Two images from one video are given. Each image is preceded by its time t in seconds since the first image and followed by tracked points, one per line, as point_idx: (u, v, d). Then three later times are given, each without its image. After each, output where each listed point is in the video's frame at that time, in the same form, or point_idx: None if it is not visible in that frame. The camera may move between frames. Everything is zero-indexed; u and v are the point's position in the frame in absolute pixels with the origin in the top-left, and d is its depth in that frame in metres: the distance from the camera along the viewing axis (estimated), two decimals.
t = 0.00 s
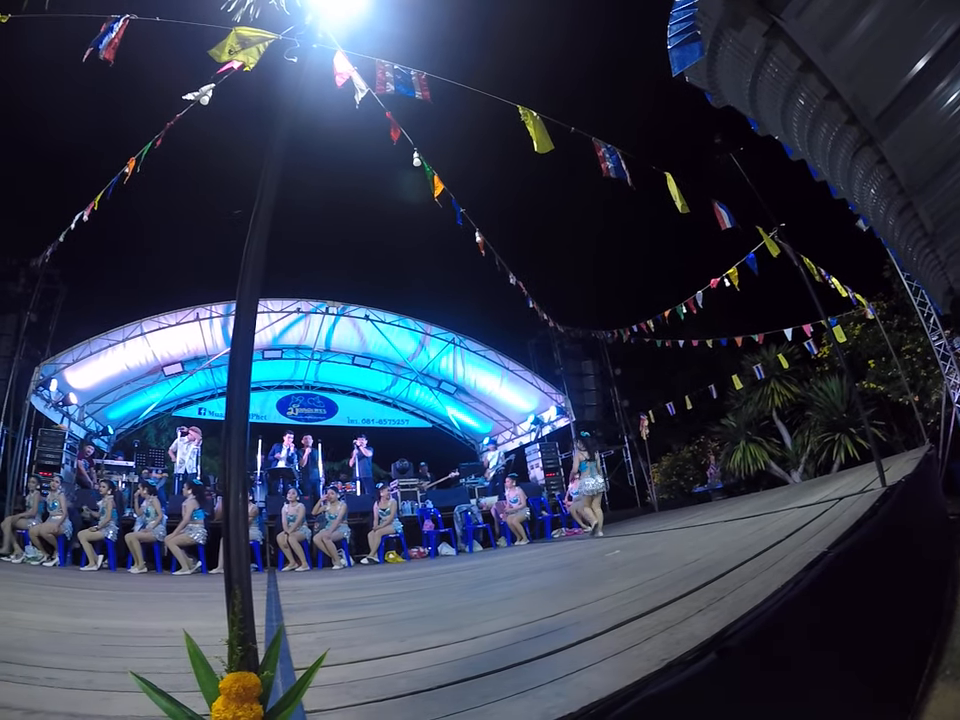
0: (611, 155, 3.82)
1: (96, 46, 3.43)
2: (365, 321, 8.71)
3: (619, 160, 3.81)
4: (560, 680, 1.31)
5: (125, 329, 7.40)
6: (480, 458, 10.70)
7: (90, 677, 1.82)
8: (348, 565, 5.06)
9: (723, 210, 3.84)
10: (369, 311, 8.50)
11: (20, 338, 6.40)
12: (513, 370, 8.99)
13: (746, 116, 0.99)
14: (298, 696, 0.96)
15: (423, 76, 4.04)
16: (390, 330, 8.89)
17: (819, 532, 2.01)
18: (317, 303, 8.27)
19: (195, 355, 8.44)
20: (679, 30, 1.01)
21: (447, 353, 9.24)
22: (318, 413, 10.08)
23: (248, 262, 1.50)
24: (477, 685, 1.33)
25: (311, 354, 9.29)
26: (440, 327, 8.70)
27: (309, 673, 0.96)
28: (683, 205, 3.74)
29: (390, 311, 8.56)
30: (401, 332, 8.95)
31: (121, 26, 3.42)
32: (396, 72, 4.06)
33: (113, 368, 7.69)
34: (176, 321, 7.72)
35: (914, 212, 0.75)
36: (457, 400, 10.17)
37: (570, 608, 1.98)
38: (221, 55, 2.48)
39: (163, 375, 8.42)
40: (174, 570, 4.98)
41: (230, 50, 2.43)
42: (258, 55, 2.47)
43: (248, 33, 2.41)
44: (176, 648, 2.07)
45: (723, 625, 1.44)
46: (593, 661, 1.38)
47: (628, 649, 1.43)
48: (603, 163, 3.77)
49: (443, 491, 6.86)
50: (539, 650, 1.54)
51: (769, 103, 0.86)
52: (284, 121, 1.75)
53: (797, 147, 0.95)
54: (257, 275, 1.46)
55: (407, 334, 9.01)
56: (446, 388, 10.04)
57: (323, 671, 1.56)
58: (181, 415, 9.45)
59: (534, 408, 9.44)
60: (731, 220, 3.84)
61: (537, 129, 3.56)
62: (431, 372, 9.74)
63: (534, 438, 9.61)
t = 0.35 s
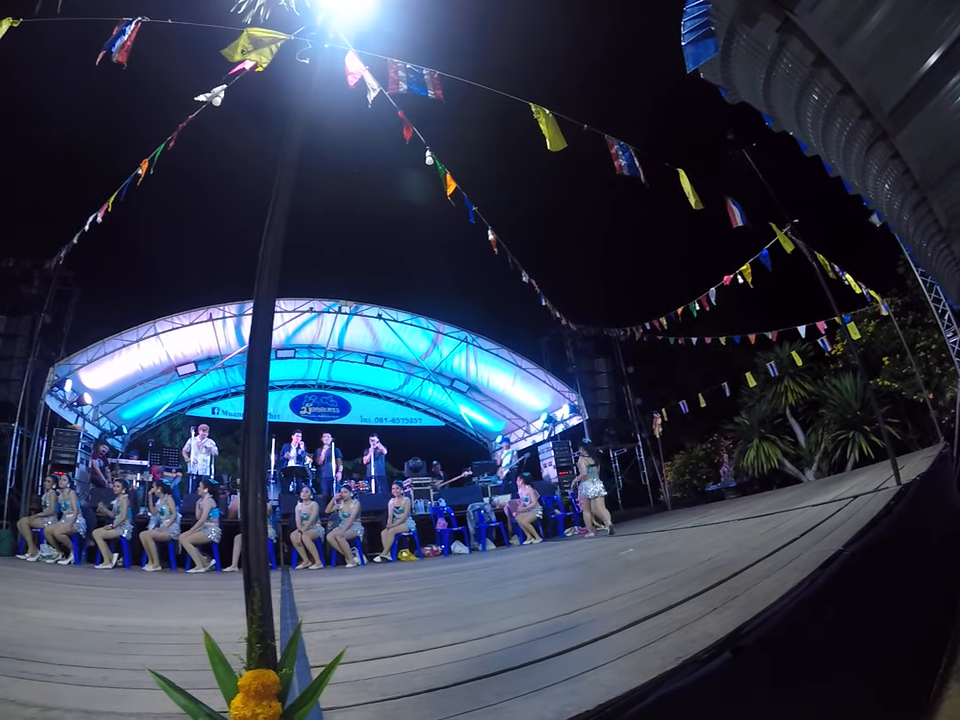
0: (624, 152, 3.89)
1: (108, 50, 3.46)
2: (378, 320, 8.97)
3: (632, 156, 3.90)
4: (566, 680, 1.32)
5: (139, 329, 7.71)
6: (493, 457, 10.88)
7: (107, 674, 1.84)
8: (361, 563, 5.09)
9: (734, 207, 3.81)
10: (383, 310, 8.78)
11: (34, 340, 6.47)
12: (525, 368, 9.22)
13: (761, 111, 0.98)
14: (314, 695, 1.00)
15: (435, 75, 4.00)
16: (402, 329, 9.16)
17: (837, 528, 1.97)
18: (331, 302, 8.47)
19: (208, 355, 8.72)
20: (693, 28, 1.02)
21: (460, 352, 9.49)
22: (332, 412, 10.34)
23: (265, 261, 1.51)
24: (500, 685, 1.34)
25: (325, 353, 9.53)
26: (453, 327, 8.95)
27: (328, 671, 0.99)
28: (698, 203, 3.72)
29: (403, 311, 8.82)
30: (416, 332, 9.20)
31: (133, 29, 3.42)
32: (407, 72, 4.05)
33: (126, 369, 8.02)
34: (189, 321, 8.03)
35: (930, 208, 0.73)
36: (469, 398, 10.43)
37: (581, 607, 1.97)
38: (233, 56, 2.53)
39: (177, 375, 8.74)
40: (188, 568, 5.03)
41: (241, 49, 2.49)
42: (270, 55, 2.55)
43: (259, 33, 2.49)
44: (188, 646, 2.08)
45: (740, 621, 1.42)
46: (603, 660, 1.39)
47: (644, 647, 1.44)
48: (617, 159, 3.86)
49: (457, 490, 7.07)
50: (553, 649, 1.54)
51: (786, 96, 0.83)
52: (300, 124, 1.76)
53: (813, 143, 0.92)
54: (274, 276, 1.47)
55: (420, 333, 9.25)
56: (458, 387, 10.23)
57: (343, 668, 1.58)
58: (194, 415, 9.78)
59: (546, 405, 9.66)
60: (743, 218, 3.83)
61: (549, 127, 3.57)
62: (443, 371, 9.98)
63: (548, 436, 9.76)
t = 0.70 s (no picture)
0: (648, 150, 4.22)
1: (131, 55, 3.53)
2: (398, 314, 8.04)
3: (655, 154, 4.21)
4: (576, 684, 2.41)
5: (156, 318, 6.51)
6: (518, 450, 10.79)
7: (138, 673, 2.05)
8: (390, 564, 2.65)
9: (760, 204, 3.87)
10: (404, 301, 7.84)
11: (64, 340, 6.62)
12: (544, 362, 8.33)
13: (785, 103, 1.89)
14: (344, 695, 2.01)
15: (457, 76, 4.35)
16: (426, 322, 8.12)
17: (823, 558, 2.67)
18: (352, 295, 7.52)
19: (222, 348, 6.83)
20: (722, 31, 1.92)
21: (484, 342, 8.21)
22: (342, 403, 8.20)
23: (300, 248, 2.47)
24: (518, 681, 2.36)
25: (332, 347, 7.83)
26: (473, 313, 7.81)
27: (357, 673, 2.01)
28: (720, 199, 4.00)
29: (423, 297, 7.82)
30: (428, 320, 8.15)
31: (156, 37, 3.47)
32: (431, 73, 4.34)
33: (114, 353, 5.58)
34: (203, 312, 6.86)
35: (949, 193, 1.51)
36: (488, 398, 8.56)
37: (606, 605, 2.63)
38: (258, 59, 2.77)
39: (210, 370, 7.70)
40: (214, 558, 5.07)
41: (268, 55, 2.74)
42: (292, 58, 2.83)
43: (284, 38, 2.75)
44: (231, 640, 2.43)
45: (770, 622, 2.59)
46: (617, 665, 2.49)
47: (667, 646, 2.53)
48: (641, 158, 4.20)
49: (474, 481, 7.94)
50: (566, 651, 2.47)
51: (823, 89, 1.67)
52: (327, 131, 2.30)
53: (837, 134, 1.80)
54: (305, 279, 2.45)
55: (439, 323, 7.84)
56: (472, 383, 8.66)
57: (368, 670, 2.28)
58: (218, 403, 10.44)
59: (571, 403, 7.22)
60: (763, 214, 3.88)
61: (573, 125, 4.13)
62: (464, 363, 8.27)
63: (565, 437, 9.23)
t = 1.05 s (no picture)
0: (689, 138, 3.90)
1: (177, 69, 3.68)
2: (446, 316, 8.71)
3: (697, 143, 3.90)
4: (625, 680, 2.27)
5: (212, 334, 8.14)
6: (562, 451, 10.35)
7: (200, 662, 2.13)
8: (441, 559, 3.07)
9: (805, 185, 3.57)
10: (451, 306, 8.65)
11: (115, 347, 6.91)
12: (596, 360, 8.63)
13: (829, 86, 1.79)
14: (409, 685, 1.72)
15: (497, 73, 4.11)
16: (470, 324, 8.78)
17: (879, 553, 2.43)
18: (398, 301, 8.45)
19: (279, 357, 8.55)
20: (764, 20, 1.84)
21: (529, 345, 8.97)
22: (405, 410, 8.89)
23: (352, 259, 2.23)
24: (573, 673, 2.25)
25: (393, 353, 8.79)
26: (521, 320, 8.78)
27: (417, 665, 1.72)
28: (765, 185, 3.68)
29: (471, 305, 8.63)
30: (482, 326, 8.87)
31: (197, 48, 3.56)
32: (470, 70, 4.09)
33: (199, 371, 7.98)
34: (261, 326, 8.51)
35: None
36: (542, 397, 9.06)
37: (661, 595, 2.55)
38: (299, 67, 2.87)
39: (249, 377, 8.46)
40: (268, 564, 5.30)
41: (309, 63, 2.87)
42: (332, 65, 2.92)
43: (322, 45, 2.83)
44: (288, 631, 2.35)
45: (824, 616, 2.38)
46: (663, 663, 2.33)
47: (725, 638, 2.38)
48: (682, 148, 3.87)
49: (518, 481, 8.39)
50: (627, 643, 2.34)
51: (863, 74, 1.57)
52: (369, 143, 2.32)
53: (881, 114, 1.69)
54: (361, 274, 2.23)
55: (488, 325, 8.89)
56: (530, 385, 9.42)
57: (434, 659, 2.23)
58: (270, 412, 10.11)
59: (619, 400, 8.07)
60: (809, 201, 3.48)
61: (614, 118, 3.84)
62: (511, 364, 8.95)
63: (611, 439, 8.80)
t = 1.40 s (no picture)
0: (721, 126, 4.04)
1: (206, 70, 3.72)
2: (477, 310, 8.90)
3: (730, 132, 4.04)
4: (662, 673, 2.15)
5: (246, 333, 7.98)
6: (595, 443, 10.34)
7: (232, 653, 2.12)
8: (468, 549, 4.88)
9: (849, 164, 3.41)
10: (481, 300, 8.67)
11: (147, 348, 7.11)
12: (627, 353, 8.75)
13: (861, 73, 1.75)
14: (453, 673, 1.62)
15: (526, 66, 4.29)
16: (502, 319, 9.03)
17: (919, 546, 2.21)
18: (428, 296, 8.50)
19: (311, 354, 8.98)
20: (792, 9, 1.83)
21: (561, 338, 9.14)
22: (433, 402, 10.46)
23: (390, 258, 1.97)
24: (609, 666, 2.15)
25: (424, 345, 9.50)
26: (552, 315, 8.70)
27: (460, 658, 1.62)
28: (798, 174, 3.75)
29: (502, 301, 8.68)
30: (514, 320, 9.02)
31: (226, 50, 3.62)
32: (500, 64, 4.31)
33: (236, 369, 8.41)
34: (293, 322, 8.28)
35: None
36: (571, 385, 10.00)
37: (699, 592, 2.51)
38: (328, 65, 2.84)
39: (281, 374, 8.99)
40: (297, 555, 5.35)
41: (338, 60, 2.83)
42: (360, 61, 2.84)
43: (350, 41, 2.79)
44: (329, 625, 2.31)
45: (859, 610, 2.11)
46: (703, 655, 2.20)
47: (767, 630, 2.24)
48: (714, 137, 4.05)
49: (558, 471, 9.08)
50: (664, 636, 2.27)
51: (896, 59, 1.55)
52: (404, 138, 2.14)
53: (914, 97, 1.64)
54: (398, 270, 1.92)
55: (520, 321, 9.05)
56: (559, 376, 9.92)
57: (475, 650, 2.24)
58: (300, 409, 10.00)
59: (649, 390, 8.99)
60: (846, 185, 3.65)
61: (646, 108, 3.96)
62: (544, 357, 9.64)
63: (650, 422, 9.17)
